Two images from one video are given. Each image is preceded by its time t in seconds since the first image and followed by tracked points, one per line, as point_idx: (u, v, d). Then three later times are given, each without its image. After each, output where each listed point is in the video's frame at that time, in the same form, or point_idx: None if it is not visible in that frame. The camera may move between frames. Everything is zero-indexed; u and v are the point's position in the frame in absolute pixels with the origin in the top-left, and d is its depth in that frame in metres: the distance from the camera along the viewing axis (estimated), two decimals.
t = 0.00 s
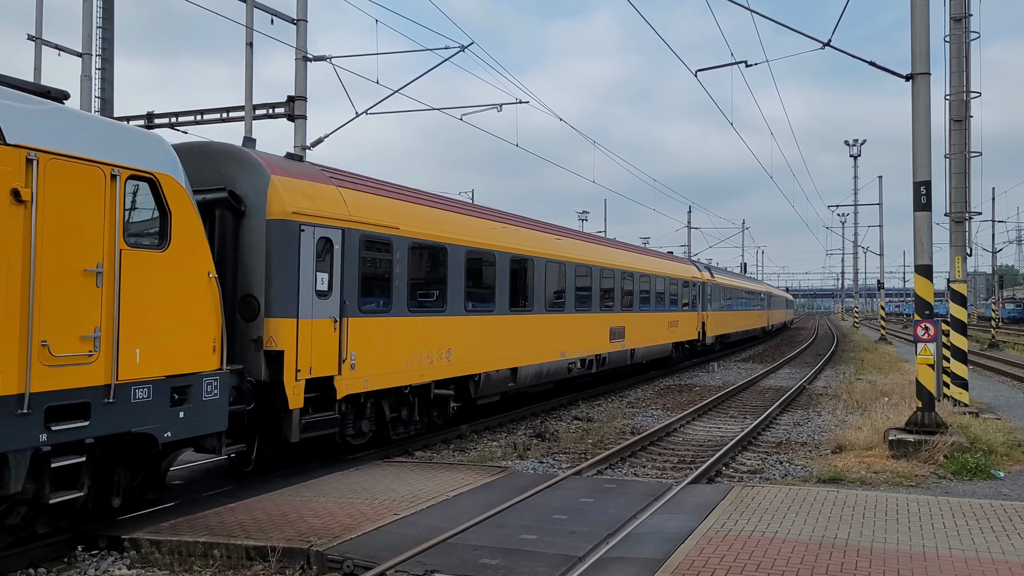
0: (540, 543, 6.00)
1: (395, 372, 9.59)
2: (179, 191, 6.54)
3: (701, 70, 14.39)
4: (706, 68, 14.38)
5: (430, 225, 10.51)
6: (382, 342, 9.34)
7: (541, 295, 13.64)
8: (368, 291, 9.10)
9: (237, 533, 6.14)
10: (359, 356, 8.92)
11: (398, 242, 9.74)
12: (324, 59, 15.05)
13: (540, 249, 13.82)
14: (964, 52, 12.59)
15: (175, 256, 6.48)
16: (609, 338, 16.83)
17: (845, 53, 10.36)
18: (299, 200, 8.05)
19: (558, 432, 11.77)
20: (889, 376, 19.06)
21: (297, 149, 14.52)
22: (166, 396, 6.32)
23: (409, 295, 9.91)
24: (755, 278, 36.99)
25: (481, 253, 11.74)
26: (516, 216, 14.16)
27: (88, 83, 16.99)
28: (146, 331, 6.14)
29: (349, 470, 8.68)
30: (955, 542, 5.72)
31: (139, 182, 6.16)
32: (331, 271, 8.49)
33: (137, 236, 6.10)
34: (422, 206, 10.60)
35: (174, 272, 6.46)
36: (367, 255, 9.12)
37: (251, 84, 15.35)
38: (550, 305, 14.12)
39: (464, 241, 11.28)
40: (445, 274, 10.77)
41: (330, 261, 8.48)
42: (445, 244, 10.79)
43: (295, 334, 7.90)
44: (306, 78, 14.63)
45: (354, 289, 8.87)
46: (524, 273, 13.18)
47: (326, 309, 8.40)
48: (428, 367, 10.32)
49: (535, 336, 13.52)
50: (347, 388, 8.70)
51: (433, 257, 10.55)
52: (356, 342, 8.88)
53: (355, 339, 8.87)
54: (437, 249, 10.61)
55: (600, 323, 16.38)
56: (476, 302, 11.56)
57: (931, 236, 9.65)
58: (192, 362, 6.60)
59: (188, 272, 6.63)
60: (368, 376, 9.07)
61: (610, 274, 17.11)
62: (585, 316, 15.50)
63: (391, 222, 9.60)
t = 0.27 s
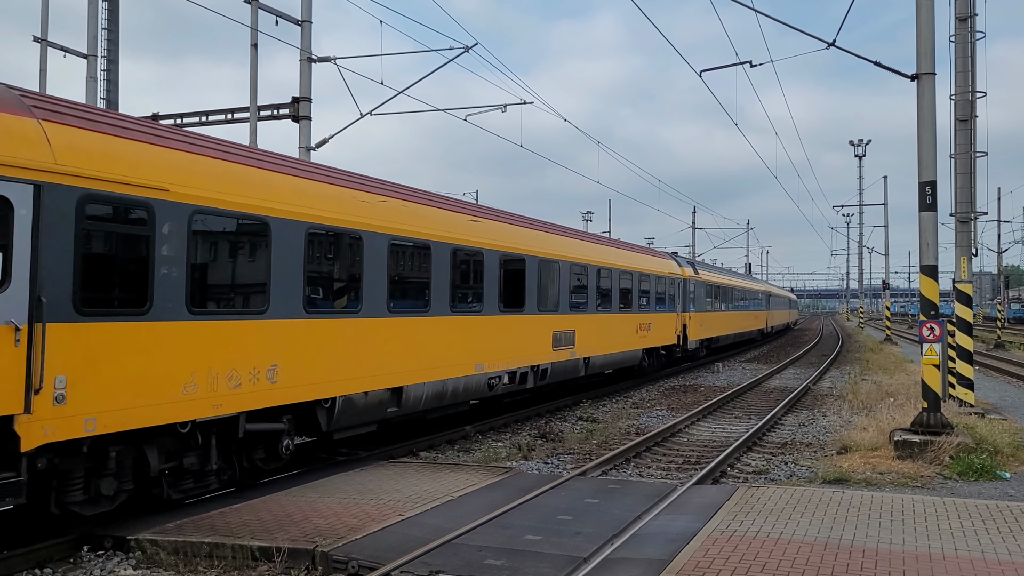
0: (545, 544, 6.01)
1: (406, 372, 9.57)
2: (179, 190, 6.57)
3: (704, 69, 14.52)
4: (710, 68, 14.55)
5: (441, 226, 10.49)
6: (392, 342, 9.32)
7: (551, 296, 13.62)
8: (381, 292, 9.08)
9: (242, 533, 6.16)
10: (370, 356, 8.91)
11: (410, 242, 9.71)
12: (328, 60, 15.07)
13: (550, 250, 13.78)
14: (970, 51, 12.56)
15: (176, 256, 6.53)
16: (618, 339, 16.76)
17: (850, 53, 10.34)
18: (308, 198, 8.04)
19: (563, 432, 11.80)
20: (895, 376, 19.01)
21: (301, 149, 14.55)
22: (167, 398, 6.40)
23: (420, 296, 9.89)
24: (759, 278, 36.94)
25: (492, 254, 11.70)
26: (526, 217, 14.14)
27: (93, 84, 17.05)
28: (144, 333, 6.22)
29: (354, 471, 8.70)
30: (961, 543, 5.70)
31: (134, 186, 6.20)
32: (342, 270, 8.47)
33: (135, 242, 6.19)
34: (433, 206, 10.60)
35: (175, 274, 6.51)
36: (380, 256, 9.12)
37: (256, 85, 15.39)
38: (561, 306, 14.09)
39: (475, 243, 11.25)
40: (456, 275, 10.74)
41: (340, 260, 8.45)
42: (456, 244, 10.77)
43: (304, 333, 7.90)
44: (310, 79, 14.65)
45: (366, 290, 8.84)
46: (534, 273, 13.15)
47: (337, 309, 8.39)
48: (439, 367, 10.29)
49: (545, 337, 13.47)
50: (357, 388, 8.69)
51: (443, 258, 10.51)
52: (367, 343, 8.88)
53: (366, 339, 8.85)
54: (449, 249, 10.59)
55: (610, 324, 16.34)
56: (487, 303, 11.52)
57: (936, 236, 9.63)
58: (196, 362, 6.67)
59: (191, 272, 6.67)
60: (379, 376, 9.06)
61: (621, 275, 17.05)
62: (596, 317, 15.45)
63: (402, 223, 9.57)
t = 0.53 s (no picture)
0: (548, 544, 6.01)
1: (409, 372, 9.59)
2: (179, 190, 6.57)
3: (708, 70, 14.62)
4: (713, 69, 14.64)
5: (445, 227, 10.50)
6: (396, 343, 9.35)
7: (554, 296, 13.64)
8: (385, 293, 9.11)
9: (245, 533, 6.17)
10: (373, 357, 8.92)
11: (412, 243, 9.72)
12: (331, 61, 15.09)
13: (552, 250, 13.80)
14: (974, 51, 12.54)
15: (175, 256, 6.54)
16: (620, 339, 16.79)
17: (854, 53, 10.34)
18: (310, 199, 8.06)
19: (566, 432, 11.80)
20: (898, 376, 18.99)
21: (304, 150, 14.56)
22: (168, 396, 6.43)
23: (424, 296, 9.90)
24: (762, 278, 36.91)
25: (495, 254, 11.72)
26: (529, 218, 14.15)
27: (97, 85, 17.08)
28: (145, 332, 6.23)
29: (357, 471, 8.71)
30: (965, 543, 5.69)
31: (135, 186, 6.19)
32: (346, 271, 8.49)
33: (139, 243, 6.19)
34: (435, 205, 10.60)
35: (175, 273, 6.53)
36: (382, 256, 9.15)
37: (259, 86, 15.41)
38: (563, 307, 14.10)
39: (479, 243, 11.27)
40: (459, 274, 10.77)
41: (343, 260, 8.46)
42: (461, 245, 10.79)
43: (307, 332, 7.92)
44: (314, 80, 14.67)
45: (370, 291, 8.86)
46: (538, 274, 13.17)
47: (341, 309, 8.41)
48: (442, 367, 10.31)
49: (548, 337, 13.49)
50: (361, 388, 8.71)
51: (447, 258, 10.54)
52: (371, 343, 8.89)
53: (369, 340, 8.86)
54: (451, 249, 10.59)
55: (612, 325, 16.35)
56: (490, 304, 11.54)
57: (940, 236, 9.61)
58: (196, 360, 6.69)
59: (191, 271, 6.69)
60: (383, 375, 9.08)
61: (622, 276, 17.05)
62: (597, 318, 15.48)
63: (405, 224, 9.59)
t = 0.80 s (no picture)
0: (551, 544, 6.01)
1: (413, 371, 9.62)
2: (184, 190, 6.59)
3: (712, 69, 14.27)
4: (717, 68, 14.27)
5: (449, 227, 10.52)
6: (399, 343, 9.37)
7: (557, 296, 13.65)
8: (385, 293, 9.13)
9: (249, 533, 6.18)
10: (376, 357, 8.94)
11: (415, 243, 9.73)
12: (334, 60, 15.10)
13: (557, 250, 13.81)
14: (978, 50, 12.50)
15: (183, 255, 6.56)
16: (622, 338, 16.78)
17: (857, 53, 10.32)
18: (313, 198, 8.06)
19: (569, 432, 11.79)
20: (902, 376, 18.96)
21: (307, 150, 14.57)
22: (176, 394, 6.44)
23: (426, 296, 9.92)
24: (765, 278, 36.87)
25: (498, 254, 11.72)
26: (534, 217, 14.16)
27: (100, 85, 17.11)
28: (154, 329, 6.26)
29: (360, 471, 8.71)
30: (968, 543, 5.68)
31: (139, 184, 6.21)
32: (348, 271, 8.50)
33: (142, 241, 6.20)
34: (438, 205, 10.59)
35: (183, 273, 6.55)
36: (384, 256, 9.16)
37: (262, 85, 15.43)
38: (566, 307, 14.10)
39: (483, 244, 11.29)
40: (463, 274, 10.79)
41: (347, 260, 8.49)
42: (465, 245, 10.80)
43: (313, 331, 7.94)
44: (317, 80, 14.67)
45: (371, 291, 8.87)
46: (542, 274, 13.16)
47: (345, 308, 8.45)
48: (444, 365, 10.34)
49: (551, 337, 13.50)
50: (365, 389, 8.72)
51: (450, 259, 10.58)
52: (374, 343, 8.92)
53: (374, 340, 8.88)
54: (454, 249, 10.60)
55: (615, 324, 16.34)
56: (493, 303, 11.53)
57: (944, 236, 9.59)
58: (205, 359, 6.71)
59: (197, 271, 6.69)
60: (387, 375, 9.09)
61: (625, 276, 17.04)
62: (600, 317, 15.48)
63: (409, 225, 9.59)
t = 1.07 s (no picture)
0: (555, 544, 6.01)
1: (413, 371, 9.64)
2: (188, 190, 6.61)
3: (714, 69, 14.40)
4: (718, 68, 14.39)
5: (449, 228, 10.56)
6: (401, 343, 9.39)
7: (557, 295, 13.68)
8: (387, 293, 9.17)
9: (252, 533, 6.19)
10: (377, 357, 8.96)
11: (417, 244, 9.76)
12: (337, 61, 15.12)
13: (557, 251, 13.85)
14: (981, 49, 12.48)
15: (187, 256, 6.57)
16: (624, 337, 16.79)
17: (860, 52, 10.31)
18: (314, 199, 8.06)
19: (572, 432, 11.78)
20: (906, 376, 18.93)
21: (310, 150, 14.58)
22: (178, 395, 6.45)
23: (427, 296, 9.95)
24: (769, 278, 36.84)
25: (499, 255, 11.76)
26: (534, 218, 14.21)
27: (103, 85, 17.13)
28: (159, 329, 6.29)
29: (363, 471, 8.71)
30: (972, 543, 5.67)
31: (144, 185, 6.22)
32: (350, 272, 8.53)
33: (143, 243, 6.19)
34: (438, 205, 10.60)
35: (188, 274, 6.57)
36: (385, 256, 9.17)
37: (266, 85, 15.45)
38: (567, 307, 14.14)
39: (483, 244, 11.32)
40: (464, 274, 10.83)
41: (349, 261, 8.52)
42: (464, 246, 10.84)
43: (317, 331, 8.00)
44: (320, 80, 14.69)
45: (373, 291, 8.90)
46: (541, 274, 13.20)
47: (348, 309, 8.50)
48: (446, 365, 10.38)
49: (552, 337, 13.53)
50: (366, 389, 8.76)
51: (450, 260, 10.62)
52: (376, 343, 8.95)
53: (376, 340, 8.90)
54: (455, 249, 10.61)
55: (616, 324, 16.36)
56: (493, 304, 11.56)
57: (948, 235, 9.57)
58: (209, 359, 6.75)
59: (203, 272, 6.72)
60: (388, 375, 9.13)
61: (626, 276, 17.07)
62: (601, 316, 15.51)
63: (410, 225, 9.63)
